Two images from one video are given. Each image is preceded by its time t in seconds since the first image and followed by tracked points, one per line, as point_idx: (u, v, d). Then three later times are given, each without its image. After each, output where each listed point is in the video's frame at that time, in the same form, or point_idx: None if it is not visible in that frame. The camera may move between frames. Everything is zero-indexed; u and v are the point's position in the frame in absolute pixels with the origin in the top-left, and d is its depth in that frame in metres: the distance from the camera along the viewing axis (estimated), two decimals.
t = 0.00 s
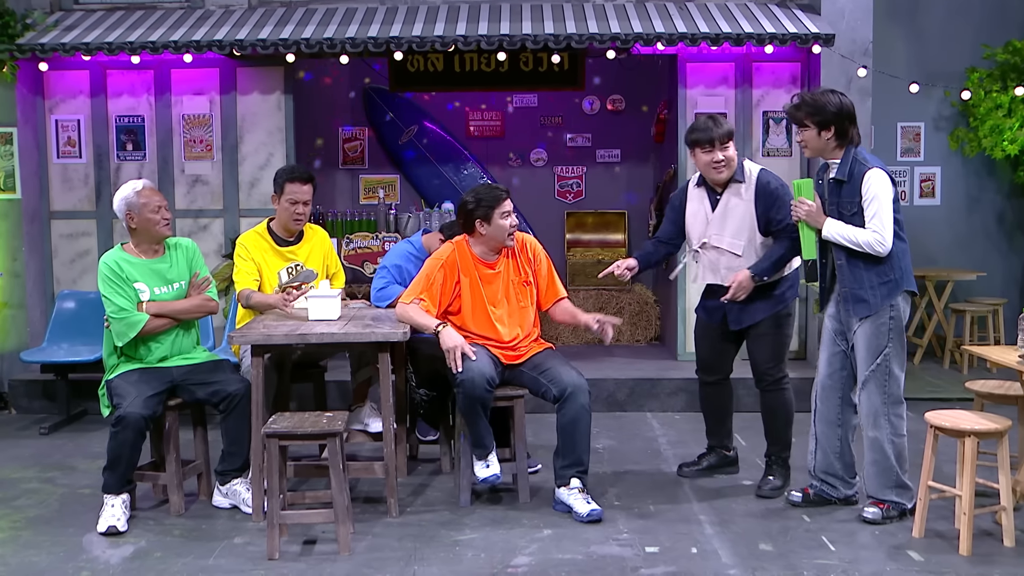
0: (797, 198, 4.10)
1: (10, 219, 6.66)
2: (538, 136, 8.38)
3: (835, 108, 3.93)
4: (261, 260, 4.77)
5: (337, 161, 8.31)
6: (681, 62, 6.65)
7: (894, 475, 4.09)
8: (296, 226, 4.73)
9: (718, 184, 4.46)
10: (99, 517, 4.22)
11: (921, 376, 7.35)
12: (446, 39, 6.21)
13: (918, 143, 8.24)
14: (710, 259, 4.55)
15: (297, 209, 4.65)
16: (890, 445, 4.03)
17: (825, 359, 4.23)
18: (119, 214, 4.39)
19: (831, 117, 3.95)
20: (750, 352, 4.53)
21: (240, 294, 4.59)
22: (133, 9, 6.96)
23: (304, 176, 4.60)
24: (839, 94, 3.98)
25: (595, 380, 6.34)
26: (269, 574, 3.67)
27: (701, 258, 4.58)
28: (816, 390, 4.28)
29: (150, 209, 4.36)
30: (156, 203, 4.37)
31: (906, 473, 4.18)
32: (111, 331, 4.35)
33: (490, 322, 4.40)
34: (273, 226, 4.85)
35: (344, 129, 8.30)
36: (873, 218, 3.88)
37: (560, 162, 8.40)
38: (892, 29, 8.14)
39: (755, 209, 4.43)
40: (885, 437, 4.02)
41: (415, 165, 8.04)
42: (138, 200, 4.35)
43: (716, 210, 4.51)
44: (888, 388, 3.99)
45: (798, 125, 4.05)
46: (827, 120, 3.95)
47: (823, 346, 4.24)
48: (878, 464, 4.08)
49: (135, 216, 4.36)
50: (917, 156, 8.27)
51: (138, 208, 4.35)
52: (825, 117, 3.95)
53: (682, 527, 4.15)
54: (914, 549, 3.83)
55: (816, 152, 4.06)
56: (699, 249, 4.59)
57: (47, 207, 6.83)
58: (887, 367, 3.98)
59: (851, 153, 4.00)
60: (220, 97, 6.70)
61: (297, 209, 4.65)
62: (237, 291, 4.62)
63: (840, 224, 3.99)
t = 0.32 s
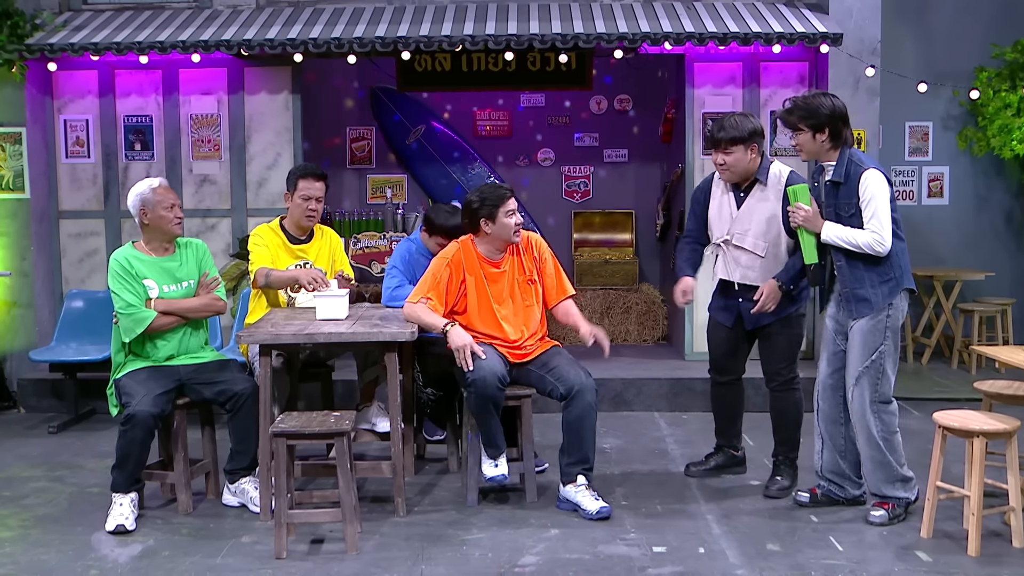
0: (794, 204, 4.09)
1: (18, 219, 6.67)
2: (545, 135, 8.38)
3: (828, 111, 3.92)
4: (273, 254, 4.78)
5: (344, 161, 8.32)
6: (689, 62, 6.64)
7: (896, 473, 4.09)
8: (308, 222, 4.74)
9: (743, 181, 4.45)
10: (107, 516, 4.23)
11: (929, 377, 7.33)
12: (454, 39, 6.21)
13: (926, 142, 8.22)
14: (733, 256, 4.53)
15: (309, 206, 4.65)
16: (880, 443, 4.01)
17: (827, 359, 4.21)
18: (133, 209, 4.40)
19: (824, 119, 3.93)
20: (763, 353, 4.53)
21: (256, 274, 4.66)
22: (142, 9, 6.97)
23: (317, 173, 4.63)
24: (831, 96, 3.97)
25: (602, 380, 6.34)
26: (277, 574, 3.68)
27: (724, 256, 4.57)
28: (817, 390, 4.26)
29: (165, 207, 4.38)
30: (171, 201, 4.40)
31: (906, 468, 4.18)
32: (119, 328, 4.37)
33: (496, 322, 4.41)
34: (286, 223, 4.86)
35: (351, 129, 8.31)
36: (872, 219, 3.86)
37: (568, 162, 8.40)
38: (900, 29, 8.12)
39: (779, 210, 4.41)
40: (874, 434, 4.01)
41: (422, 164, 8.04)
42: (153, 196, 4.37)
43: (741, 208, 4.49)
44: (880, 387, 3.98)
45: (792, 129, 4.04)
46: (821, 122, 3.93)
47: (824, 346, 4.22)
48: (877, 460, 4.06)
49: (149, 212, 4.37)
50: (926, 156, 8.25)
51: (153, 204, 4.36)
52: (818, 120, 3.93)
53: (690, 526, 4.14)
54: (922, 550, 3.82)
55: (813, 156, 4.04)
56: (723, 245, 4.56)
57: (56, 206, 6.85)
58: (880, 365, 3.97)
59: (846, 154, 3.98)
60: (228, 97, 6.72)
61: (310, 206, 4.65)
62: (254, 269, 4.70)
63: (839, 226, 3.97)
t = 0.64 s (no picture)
0: (803, 201, 4.05)
1: (21, 218, 6.68)
2: (547, 134, 8.38)
3: (845, 105, 3.92)
4: (275, 255, 4.79)
5: (346, 160, 8.33)
6: (691, 61, 6.64)
7: (894, 479, 4.05)
8: (310, 221, 4.73)
9: (740, 180, 4.45)
10: (110, 514, 4.24)
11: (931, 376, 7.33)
12: (456, 38, 6.21)
13: (928, 141, 8.22)
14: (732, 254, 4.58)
15: (311, 205, 4.65)
16: (891, 447, 4.00)
17: (834, 360, 4.21)
18: (143, 204, 4.41)
19: (841, 113, 3.94)
20: (767, 351, 4.54)
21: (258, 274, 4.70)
22: (145, 8, 6.98)
23: (318, 172, 4.63)
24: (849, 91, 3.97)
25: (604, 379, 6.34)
26: (279, 572, 3.69)
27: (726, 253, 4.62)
28: (824, 391, 4.26)
29: (175, 205, 4.39)
30: (182, 200, 4.41)
31: (911, 478, 4.13)
32: (126, 322, 4.38)
33: (497, 321, 4.41)
34: (287, 224, 4.86)
35: (353, 128, 8.32)
36: (883, 217, 3.85)
37: (570, 161, 8.40)
38: (903, 27, 8.11)
39: (776, 207, 4.38)
40: (887, 437, 3.99)
41: (425, 163, 8.05)
42: (165, 193, 4.38)
43: (740, 205, 4.51)
44: (893, 389, 3.96)
45: (807, 121, 4.04)
46: (837, 116, 3.94)
47: (832, 346, 4.22)
48: (878, 465, 4.04)
49: (159, 209, 4.38)
50: (928, 155, 8.25)
51: (164, 201, 4.37)
52: (836, 113, 3.94)
53: (692, 525, 4.14)
54: (924, 549, 3.82)
55: (827, 151, 4.05)
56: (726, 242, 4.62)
57: (59, 205, 6.86)
58: (893, 366, 3.96)
59: (861, 151, 3.97)
60: (230, 96, 6.73)
61: (312, 204, 4.65)
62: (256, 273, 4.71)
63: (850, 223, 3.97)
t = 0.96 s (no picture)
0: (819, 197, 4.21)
1: (21, 217, 6.68)
2: (548, 135, 8.38)
3: (861, 105, 3.90)
4: (276, 258, 4.79)
5: (346, 159, 8.33)
6: (692, 60, 6.64)
7: (897, 479, 4.05)
8: (311, 222, 4.73)
9: (733, 179, 4.49)
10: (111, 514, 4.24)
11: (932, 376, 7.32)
12: (457, 38, 6.21)
13: (929, 141, 8.21)
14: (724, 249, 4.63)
15: (312, 205, 4.65)
16: (899, 447, 4.00)
17: (844, 360, 4.22)
18: (147, 204, 4.40)
19: (856, 116, 3.93)
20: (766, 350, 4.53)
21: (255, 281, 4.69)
22: (145, 8, 6.98)
23: (318, 173, 4.62)
24: (867, 91, 3.94)
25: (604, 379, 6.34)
26: (279, 572, 3.69)
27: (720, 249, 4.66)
28: (832, 391, 4.26)
29: (180, 207, 4.39)
30: (186, 202, 4.40)
31: (912, 479, 4.12)
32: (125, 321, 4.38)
33: (502, 322, 4.38)
34: (287, 226, 4.85)
35: (353, 128, 8.32)
36: (900, 214, 3.86)
37: (570, 161, 8.40)
38: (904, 27, 8.11)
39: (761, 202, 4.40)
40: (895, 438, 4.00)
41: (425, 163, 8.05)
42: (170, 195, 4.37)
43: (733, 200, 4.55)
44: (904, 390, 3.96)
45: (824, 122, 4.02)
46: (853, 118, 3.93)
47: (843, 346, 4.22)
48: (882, 466, 4.05)
49: (163, 210, 4.38)
50: (929, 154, 8.24)
51: (168, 203, 4.37)
52: (851, 114, 3.92)
53: (692, 525, 4.14)
54: (924, 549, 3.82)
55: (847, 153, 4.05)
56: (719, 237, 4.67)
57: (59, 205, 6.86)
58: (906, 367, 3.95)
59: (879, 149, 3.97)
60: (231, 96, 6.73)
61: (312, 205, 4.65)
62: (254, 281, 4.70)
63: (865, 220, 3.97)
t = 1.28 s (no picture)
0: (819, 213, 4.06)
1: (21, 217, 6.68)
2: (548, 134, 8.38)
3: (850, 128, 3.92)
4: (274, 260, 4.79)
5: (346, 159, 8.33)
6: (692, 60, 6.64)
7: (899, 479, 4.05)
8: (309, 224, 4.73)
9: (745, 172, 4.48)
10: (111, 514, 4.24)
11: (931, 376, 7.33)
12: (457, 38, 6.21)
13: (929, 141, 8.21)
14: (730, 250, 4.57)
15: (310, 206, 4.65)
16: (905, 448, 4.00)
17: (854, 359, 4.21)
18: (149, 205, 4.39)
19: (848, 136, 3.93)
20: (758, 352, 4.52)
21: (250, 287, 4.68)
22: (145, 8, 6.98)
23: (316, 174, 4.62)
24: (849, 113, 3.94)
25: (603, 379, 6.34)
26: (279, 572, 3.69)
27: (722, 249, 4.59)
28: (843, 391, 4.25)
29: (181, 210, 4.38)
30: (188, 206, 4.39)
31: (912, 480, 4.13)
32: (126, 322, 4.39)
33: (504, 324, 4.40)
34: (286, 227, 4.85)
35: (353, 127, 8.32)
36: (902, 224, 3.86)
37: (571, 161, 8.40)
38: (903, 26, 8.11)
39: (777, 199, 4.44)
40: (902, 438, 3.99)
41: (425, 162, 8.05)
42: (172, 198, 4.35)
43: (742, 198, 4.52)
44: (914, 390, 3.96)
45: (818, 153, 4.01)
46: (846, 141, 3.94)
47: (853, 346, 4.21)
48: (887, 466, 4.04)
49: (165, 214, 4.37)
50: (929, 154, 8.24)
51: (169, 206, 4.35)
52: (842, 138, 3.93)
53: (692, 525, 4.15)
54: (924, 549, 3.82)
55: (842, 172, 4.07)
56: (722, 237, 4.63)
57: (59, 205, 6.86)
58: (916, 367, 3.95)
59: (874, 162, 3.97)
60: (231, 96, 6.73)
61: (310, 207, 4.65)
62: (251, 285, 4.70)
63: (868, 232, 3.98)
